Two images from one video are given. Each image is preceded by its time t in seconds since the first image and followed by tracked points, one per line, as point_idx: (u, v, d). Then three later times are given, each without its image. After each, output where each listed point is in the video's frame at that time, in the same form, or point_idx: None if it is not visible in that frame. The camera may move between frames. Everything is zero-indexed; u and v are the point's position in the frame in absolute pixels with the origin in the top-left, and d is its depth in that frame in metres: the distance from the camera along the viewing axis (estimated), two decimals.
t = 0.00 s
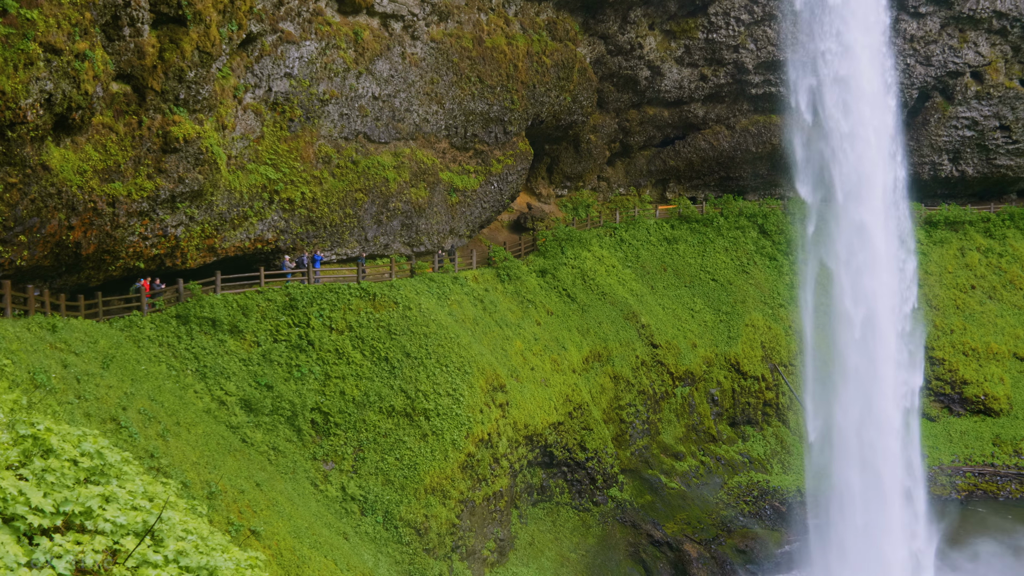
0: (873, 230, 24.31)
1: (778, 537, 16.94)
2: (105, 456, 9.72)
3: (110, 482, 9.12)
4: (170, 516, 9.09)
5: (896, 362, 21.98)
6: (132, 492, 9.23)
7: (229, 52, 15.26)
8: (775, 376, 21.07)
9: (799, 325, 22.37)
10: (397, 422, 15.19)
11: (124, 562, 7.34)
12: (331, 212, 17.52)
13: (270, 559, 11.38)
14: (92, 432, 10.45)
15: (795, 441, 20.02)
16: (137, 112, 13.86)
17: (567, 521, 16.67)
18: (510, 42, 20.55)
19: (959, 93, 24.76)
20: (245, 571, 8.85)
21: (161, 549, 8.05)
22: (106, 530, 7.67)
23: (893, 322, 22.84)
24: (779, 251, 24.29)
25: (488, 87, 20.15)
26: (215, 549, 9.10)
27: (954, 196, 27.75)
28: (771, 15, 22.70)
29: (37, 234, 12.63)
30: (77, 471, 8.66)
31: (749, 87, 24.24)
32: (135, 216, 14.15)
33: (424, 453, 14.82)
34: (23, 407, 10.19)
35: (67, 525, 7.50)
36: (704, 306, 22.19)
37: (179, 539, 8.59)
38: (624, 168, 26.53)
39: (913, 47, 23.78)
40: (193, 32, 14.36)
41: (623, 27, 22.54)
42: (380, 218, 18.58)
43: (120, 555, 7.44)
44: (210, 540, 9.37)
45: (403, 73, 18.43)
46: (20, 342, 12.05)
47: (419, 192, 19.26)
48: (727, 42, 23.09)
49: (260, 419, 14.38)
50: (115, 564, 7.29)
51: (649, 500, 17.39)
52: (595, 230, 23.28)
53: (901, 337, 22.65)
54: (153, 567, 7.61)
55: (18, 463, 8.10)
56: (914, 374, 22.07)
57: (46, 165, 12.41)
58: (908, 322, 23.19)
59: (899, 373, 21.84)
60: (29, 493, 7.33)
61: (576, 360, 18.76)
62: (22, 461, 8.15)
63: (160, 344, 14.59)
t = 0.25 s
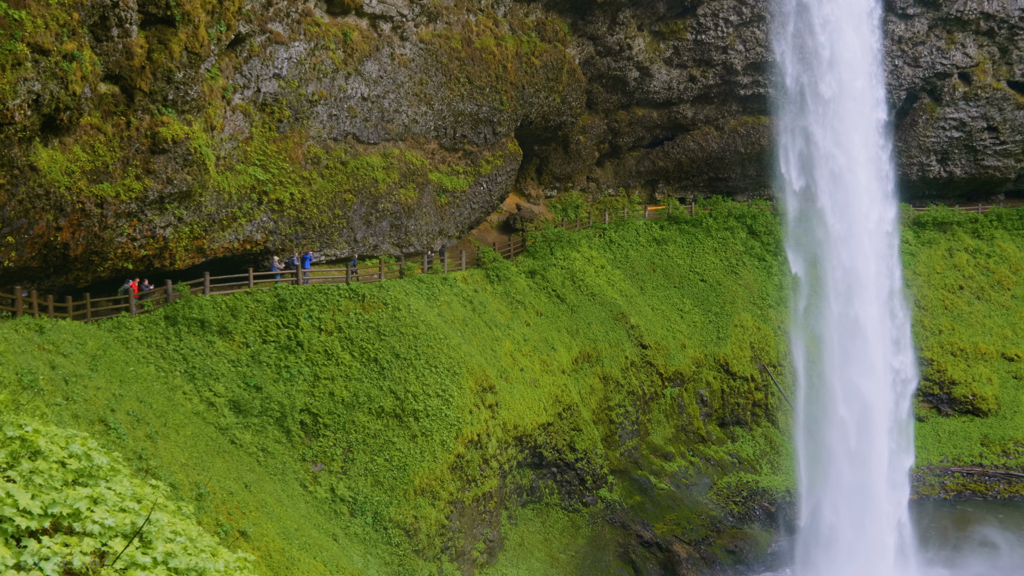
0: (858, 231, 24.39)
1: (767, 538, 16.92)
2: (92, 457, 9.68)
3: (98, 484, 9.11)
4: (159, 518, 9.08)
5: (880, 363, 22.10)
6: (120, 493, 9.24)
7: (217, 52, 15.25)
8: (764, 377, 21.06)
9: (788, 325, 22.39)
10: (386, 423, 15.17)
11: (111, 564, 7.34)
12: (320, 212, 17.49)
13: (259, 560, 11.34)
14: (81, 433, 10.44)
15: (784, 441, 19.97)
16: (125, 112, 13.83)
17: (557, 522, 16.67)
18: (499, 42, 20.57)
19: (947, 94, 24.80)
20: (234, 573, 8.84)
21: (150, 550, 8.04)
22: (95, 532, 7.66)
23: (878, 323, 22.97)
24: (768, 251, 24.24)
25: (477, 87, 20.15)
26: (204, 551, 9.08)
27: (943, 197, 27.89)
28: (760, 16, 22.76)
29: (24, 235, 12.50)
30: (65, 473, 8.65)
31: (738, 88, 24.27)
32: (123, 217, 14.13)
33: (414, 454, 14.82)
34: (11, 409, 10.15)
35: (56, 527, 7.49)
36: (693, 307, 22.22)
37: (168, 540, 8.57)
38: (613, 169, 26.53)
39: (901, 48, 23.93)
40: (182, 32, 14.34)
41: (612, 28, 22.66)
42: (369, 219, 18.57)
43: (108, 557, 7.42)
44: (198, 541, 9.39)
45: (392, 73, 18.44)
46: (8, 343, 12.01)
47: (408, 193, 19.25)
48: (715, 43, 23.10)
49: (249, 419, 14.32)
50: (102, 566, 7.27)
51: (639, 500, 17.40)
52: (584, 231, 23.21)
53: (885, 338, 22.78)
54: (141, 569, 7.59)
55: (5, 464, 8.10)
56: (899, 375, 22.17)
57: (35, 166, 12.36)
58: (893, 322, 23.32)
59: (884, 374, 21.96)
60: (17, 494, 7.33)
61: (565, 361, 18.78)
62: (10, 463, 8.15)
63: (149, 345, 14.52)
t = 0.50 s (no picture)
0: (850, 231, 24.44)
1: (756, 537, 17.00)
2: (82, 459, 9.65)
3: (88, 485, 9.10)
4: (149, 519, 9.07)
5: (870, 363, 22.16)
6: (110, 494, 9.20)
7: (207, 52, 15.21)
8: (754, 377, 21.17)
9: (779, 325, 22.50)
10: (377, 424, 15.15)
11: (100, 566, 7.27)
12: (311, 213, 17.46)
13: (250, 561, 11.33)
14: (70, 435, 10.42)
15: (775, 443, 20.10)
16: (115, 113, 13.78)
17: (548, 523, 16.68)
18: (490, 43, 20.56)
19: (937, 95, 24.88)
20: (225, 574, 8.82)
21: (140, 552, 7.98)
22: (84, 533, 7.65)
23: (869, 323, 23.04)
24: (758, 252, 24.37)
25: (468, 88, 20.13)
26: (195, 552, 9.07)
27: (932, 198, 27.95)
28: (750, 17, 22.74)
29: (13, 236, 12.48)
30: (55, 474, 8.65)
31: (729, 88, 24.27)
32: (113, 217, 14.10)
33: (405, 455, 14.79)
34: None
35: (45, 529, 7.49)
36: (684, 307, 22.24)
37: (158, 541, 8.56)
38: (604, 169, 26.52)
39: (891, 48, 23.88)
40: (172, 32, 14.30)
41: (603, 29, 22.51)
42: (360, 219, 18.55)
43: (98, 558, 7.41)
44: (189, 543, 9.37)
45: (383, 74, 18.41)
46: None
47: (399, 193, 19.23)
48: (706, 44, 23.06)
49: (240, 420, 14.28)
50: (92, 567, 7.26)
51: (630, 501, 17.42)
52: (575, 232, 23.28)
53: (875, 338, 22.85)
54: (132, 570, 7.57)
55: None
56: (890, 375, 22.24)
57: (24, 167, 12.31)
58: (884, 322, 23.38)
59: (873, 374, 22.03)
60: (6, 496, 7.34)
61: (557, 361, 18.78)
62: None
63: (138, 346, 14.46)
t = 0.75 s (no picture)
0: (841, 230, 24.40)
1: (745, 536, 17.04)
2: (70, 459, 9.58)
3: (76, 486, 9.05)
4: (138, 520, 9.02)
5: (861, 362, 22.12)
6: (98, 495, 9.13)
7: (196, 52, 15.16)
8: (744, 377, 21.21)
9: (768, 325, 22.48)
10: (367, 424, 15.12)
11: (87, 569, 7.24)
12: (300, 213, 17.42)
13: (239, 562, 11.38)
14: (57, 435, 10.40)
15: (766, 441, 20.08)
16: (104, 113, 13.73)
17: (538, 523, 16.69)
18: (480, 43, 20.56)
19: (925, 95, 24.97)
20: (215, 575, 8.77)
21: (128, 554, 7.99)
22: (72, 534, 7.61)
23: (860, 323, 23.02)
24: (748, 252, 24.41)
25: (458, 88, 20.12)
26: (184, 553, 9.02)
27: (921, 198, 28.00)
28: (739, 17, 22.78)
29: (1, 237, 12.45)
30: (43, 475, 8.60)
31: (718, 88, 24.32)
32: (102, 218, 14.05)
33: (395, 455, 14.77)
34: None
35: (32, 531, 7.43)
36: (674, 307, 22.28)
37: (147, 543, 8.53)
38: (593, 169, 26.53)
39: (880, 49, 24.07)
40: (161, 32, 14.25)
41: (592, 29, 22.54)
42: (350, 219, 18.51)
43: (86, 561, 7.36)
44: (179, 544, 9.24)
45: (373, 73, 18.39)
46: None
47: (388, 194, 19.21)
48: (696, 44, 23.10)
49: (229, 421, 14.25)
50: (79, 569, 7.21)
51: (620, 501, 17.44)
52: (565, 232, 23.31)
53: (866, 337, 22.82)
54: (121, 572, 7.53)
55: None
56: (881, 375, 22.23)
57: (12, 167, 12.28)
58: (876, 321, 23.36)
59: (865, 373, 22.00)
60: None
61: (547, 361, 18.79)
62: None
63: (127, 347, 14.40)
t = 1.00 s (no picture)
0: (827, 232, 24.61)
1: (733, 537, 17.07)
2: (57, 462, 9.74)
3: (62, 489, 9.20)
4: (124, 523, 9.19)
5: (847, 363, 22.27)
6: (84, 498, 9.30)
7: (183, 53, 15.11)
8: (731, 377, 21.24)
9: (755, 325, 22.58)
10: (354, 426, 15.07)
11: (75, 571, 7.47)
12: (288, 214, 17.38)
13: (226, 565, 11.34)
14: (43, 437, 10.44)
15: (751, 442, 20.18)
16: (90, 113, 13.68)
17: (526, 524, 16.68)
18: (468, 44, 20.57)
19: (911, 97, 25.07)
20: None
21: (114, 556, 8.23)
22: (58, 537, 7.83)
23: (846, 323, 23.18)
24: (736, 253, 24.49)
25: (446, 89, 20.12)
26: (170, 556, 9.20)
27: (908, 199, 28.11)
28: (727, 19, 22.84)
29: None
30: (29, 478, 8.77)
31: (706, 90, 24.35)
32: (88, 219, 13.98)
33: (382, 457, 14.74)
34: None
35: (19, 534, 7.66)
36: (661, 308, 22.33)
37: (132, 545, 8.73)
38: (581, 171, 26.55)
39: (866, 51, 24.21)
40: (147, 32, 14.18)
41: (580, 30, 22.48)
42: (337, 221, 18.47)
43: (72, 563, 7.58)
44: (164, 546, 9.40)
45: (360, 75, 18.36)
46: None
47: (376, 195, 19.18)
48: (683, 46, 23.13)
49: (216, 423, 14.19)
50: (65, 571, 7.43)
51: (608, 502, 17.45)
52: (552, 233, 23.34)
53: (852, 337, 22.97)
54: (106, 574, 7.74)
55: None
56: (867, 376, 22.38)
57: None
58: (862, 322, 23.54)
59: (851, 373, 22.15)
60: None
61: (534, 363, 18.79)
62: None
63: (114, 348, 14.35)
